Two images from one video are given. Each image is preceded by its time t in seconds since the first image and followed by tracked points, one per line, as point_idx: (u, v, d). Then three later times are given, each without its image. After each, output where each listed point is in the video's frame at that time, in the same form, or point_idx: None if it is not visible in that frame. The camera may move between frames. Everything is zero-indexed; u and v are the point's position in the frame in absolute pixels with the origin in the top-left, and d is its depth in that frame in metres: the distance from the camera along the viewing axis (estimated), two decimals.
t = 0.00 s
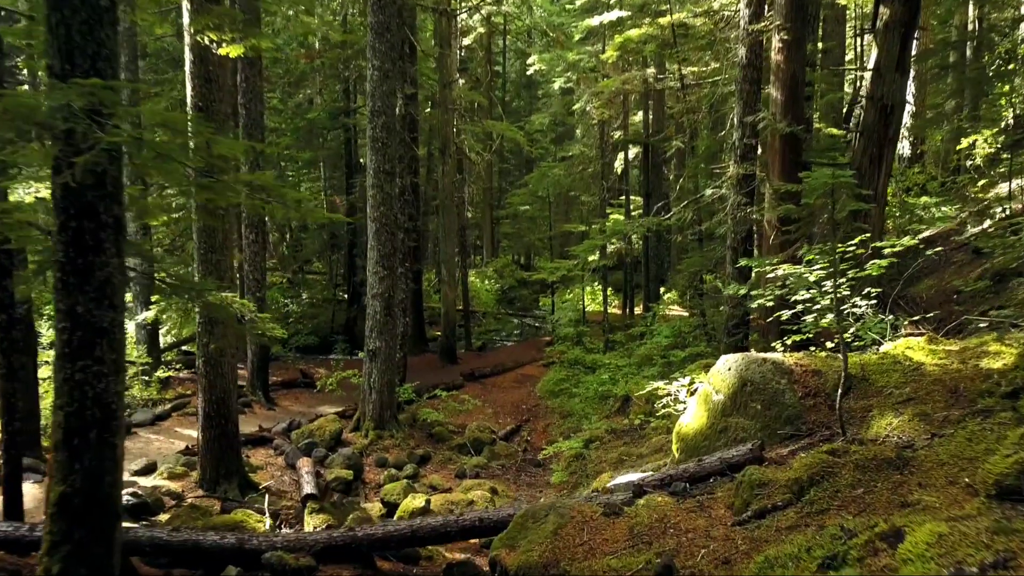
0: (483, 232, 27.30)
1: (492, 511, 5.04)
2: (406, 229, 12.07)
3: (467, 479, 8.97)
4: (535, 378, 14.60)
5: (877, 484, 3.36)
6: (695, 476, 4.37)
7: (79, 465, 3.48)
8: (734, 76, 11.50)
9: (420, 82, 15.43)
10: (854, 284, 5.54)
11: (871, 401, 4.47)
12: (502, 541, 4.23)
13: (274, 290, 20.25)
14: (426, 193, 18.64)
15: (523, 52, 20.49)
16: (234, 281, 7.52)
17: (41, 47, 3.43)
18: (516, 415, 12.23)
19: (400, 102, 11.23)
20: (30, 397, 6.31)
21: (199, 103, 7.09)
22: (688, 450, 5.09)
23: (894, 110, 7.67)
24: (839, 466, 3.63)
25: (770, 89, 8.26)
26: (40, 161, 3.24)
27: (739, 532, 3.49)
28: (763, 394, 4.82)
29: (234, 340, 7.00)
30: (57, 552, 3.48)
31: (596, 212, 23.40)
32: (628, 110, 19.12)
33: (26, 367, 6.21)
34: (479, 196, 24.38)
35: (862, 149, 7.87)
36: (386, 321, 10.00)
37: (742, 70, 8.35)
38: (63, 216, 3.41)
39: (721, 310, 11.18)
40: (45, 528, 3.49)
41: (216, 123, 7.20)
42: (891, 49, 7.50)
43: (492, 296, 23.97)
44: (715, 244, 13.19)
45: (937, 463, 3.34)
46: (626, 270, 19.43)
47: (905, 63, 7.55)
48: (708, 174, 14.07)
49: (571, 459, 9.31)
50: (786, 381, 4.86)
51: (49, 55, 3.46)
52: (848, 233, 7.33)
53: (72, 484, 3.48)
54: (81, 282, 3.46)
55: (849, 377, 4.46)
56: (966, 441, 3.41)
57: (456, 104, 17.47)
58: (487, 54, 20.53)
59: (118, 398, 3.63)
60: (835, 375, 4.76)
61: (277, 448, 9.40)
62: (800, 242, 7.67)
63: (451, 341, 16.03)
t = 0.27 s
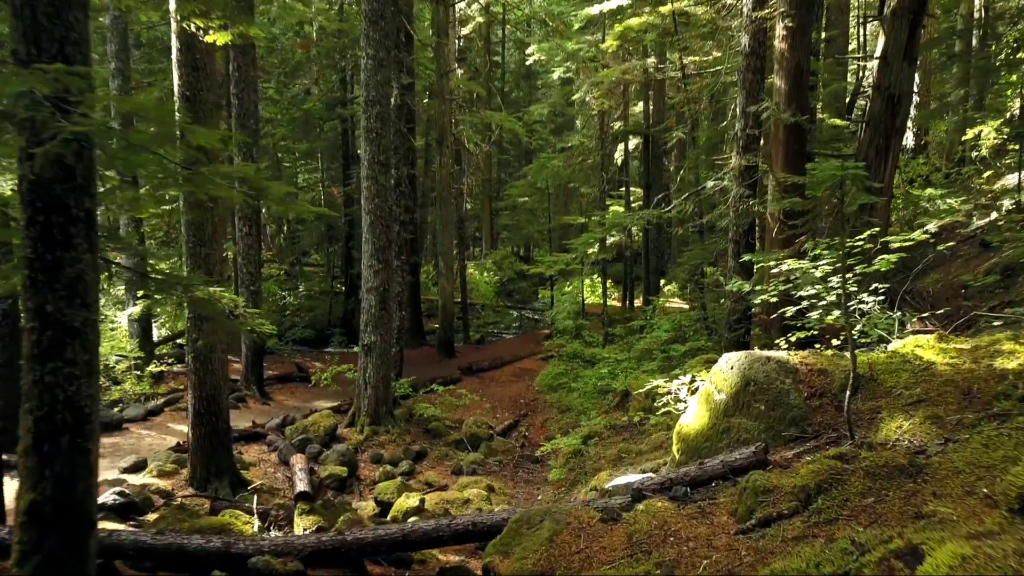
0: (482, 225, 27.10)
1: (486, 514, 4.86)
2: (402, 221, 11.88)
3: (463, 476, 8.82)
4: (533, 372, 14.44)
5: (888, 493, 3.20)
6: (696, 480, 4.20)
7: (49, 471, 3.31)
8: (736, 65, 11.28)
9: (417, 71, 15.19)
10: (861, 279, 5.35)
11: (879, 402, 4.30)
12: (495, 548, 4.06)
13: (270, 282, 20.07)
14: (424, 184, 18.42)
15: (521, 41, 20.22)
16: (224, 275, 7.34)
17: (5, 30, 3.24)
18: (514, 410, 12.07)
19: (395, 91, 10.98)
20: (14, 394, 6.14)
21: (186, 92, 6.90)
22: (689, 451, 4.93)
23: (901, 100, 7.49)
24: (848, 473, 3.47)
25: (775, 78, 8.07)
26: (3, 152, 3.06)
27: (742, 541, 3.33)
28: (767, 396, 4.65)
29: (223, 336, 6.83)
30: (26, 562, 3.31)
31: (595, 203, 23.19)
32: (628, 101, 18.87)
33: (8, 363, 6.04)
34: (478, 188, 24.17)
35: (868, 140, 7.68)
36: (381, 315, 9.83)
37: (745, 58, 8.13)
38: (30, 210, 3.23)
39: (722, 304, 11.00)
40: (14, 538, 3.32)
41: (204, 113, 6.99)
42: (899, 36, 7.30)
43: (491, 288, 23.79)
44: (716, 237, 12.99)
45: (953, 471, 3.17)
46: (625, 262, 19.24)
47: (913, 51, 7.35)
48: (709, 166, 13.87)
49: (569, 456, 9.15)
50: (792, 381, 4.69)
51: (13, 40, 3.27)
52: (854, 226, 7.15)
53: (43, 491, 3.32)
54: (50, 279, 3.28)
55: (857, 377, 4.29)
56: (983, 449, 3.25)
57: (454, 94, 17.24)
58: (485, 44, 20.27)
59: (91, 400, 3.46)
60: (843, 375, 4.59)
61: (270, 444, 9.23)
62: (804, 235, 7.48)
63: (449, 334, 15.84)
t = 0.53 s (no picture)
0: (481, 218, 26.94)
1: (480, 520, 4.72)
2: (398, 215, 11.72)
3: (460, 475, 8.69)
4: (532, 367, 14.31)
5: (900, 503, 3.05)
6: (698, 486, 4.05)
7: (22, 479, 3.16)
8: (738, 57, 11.09)
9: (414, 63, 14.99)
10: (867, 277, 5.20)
11: (888, 405, 4.15)
12: (488, 555, 3.91)
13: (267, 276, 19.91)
14: (422, 177, 18.24)
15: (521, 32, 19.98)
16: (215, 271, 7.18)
17: None
18: (512, 406, 11.94)
19: (391, 83, 10.79)
20: None
21: (175, 84, 6.72)
22: (689, 453, 4.78)
23: (907, 92, 7.32)
24: (857, 482, 3.31)
25: (777, 70, 7.87)
26: None
27: (746, 552, 3.17)
28: (770, 397, 4.50)
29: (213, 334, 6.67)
30: None
31: (595, 196, 23.01)
32: (628, 93, 18.66)
33: None
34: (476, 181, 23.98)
35: (872, 133, 7.52)
36: (377, 311, 9.68)
37: (748, 49, 7.95)
38: None
39: (723, 299, 10.84)
40: None
41: (193, 104, 6.82)
42: (906, 27, 7.12)
43: (490, 282, 23.65)
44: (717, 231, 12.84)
45: (969, 481, 3.03)
46: (625, 256, 19.08)
47: (920, 41, 7.17)
48: (710, 159, 13.69)
49: (568, 453, 9.01)
50: (796, 382, 4.54)
51: None
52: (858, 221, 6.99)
53: (15, 502, 3.16)
54: (19, 278, 3.11)
55: (865, 379, 4.14)
56: (1000, 458, 3.11)
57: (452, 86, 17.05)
58: (484, 35, 20.04)
59: (65, 404, 3.31)
60: (849, 377, 4.44)
61: (264, 441, 9.10)
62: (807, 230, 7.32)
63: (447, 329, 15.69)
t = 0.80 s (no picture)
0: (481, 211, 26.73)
1: (475, 528, 4.48)
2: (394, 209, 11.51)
3: (456, 475, 8.53)
4: (530, 363, 14.14)
5: (916, 518, 2.87)
6: (700, 495, 3.87)
7: None
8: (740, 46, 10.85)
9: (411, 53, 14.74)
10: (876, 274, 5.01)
11: (899, 409, 3.96)
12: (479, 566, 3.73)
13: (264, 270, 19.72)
14: (419, 170, 18.02)
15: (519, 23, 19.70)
16: (203, 267, 6.98)
17: None
18: (510, 403, 11.78)
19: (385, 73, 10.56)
20: None
21: (160, 74, 6.49)
22: (691, 457, 4.61)
23: (914, 83, 7.11)
24: (869, 494, 3.13)
25: (781, 60, 7.64)
26: None
27: (751, 568, 2.99)
28: (776, 401, 4.31)
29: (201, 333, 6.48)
30: None
31: (595, 189, 22.78)
32: (628, 84, 18.40)
33: None
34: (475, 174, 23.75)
35: (879, 125, 7.31)
36: (371, 307, 9.49)
37: (751, 38, 7.73)
38: None
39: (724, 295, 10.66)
40: None
41: (180, 95, 6.60)
42: (914, 14, 6.90)
43: (489, 276, 23.47)
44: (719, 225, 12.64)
45: (989, 496, 2.85)
46: (625, 250, 18.88)
47: (929, 30, 6.95)
48: (711, 152, 13.47)
49: (566, 452, 8.84)
50: (802, 385, 4.35)
51: None
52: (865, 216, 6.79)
53: None
54: None
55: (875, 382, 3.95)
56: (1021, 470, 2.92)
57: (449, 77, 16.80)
58: (482, 26, 19.77)
59: (29, 414, 3.13)
60: (858, 379, 4.25)
61: (257, 440, 8.93)
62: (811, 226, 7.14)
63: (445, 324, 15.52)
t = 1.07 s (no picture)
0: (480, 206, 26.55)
1: (471, 535, 4.12)
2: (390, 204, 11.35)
3: (453, 475, 8.38)
4: (529, 359, 14.00)
5: (930, 535, 2.72)
6: (703, 503, 3.72)
7: None
8: (743, 39, 10.65)
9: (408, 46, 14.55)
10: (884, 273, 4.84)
11: (909, 414, 3.81)
12: None
13: (261, 266, 19.57)
14: (417, 164, 17.85)
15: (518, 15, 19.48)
16: (193, 265, 6.83)
17: None
18: (509, 401, 11.63)
19: (381, 66, 10.38)
20: None
21: (148, 66, 6.31)
22: (693, 462, 4.46)
23: (921, 75, 6.94)
24: (880, 507, 2.99)
25: (784, 52, 7.46)
26: None
27: None
28: (781, 405, 4.16)
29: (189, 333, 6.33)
30: None
31: (595, 184, 22.58)
32: (629, 78, 18.19)
33: None
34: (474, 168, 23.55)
35: (885, 118, 7.13)
36: (367, 304, 9.33)
37: (754, 29, 7.55)
38: None
39: (726, 291, 10.51)
40: None
41: (168, 87, 6.42)
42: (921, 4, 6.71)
43: (489, 271, 23.31)
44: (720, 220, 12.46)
45: (1007, 511, 2.70)
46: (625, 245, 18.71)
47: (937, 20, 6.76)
48: (713, 146, 13.29)
49: (565, 452, 8.71)
50: (808, 388, 4.19)
51: None
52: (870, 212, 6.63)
53: None
54: None
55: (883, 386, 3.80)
56: None
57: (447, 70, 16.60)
58: (481, 18, 19.55)
59: None
60: (867, 383, 4.09)
61: (250, 440, 8.79)
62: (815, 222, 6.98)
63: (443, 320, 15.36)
